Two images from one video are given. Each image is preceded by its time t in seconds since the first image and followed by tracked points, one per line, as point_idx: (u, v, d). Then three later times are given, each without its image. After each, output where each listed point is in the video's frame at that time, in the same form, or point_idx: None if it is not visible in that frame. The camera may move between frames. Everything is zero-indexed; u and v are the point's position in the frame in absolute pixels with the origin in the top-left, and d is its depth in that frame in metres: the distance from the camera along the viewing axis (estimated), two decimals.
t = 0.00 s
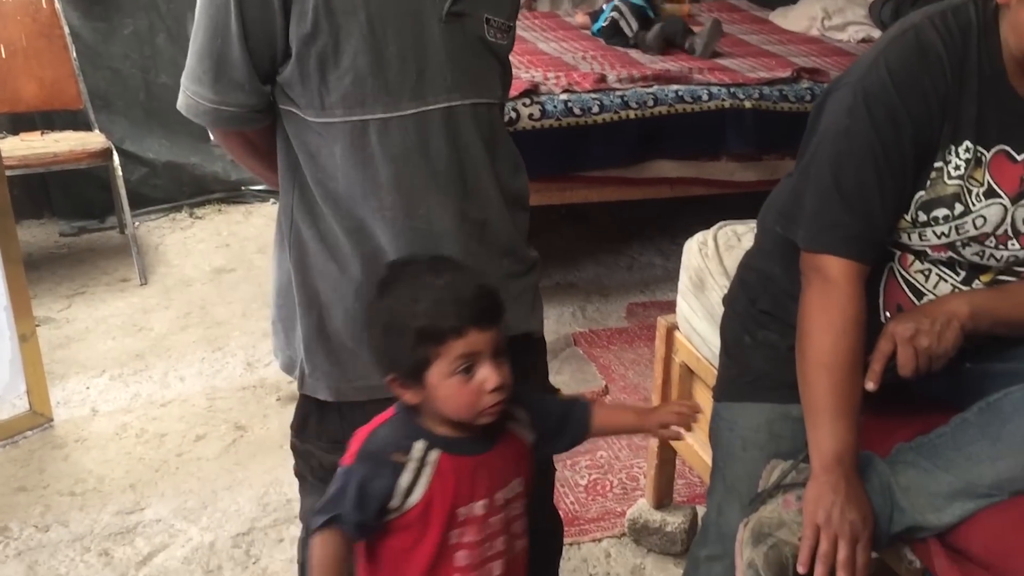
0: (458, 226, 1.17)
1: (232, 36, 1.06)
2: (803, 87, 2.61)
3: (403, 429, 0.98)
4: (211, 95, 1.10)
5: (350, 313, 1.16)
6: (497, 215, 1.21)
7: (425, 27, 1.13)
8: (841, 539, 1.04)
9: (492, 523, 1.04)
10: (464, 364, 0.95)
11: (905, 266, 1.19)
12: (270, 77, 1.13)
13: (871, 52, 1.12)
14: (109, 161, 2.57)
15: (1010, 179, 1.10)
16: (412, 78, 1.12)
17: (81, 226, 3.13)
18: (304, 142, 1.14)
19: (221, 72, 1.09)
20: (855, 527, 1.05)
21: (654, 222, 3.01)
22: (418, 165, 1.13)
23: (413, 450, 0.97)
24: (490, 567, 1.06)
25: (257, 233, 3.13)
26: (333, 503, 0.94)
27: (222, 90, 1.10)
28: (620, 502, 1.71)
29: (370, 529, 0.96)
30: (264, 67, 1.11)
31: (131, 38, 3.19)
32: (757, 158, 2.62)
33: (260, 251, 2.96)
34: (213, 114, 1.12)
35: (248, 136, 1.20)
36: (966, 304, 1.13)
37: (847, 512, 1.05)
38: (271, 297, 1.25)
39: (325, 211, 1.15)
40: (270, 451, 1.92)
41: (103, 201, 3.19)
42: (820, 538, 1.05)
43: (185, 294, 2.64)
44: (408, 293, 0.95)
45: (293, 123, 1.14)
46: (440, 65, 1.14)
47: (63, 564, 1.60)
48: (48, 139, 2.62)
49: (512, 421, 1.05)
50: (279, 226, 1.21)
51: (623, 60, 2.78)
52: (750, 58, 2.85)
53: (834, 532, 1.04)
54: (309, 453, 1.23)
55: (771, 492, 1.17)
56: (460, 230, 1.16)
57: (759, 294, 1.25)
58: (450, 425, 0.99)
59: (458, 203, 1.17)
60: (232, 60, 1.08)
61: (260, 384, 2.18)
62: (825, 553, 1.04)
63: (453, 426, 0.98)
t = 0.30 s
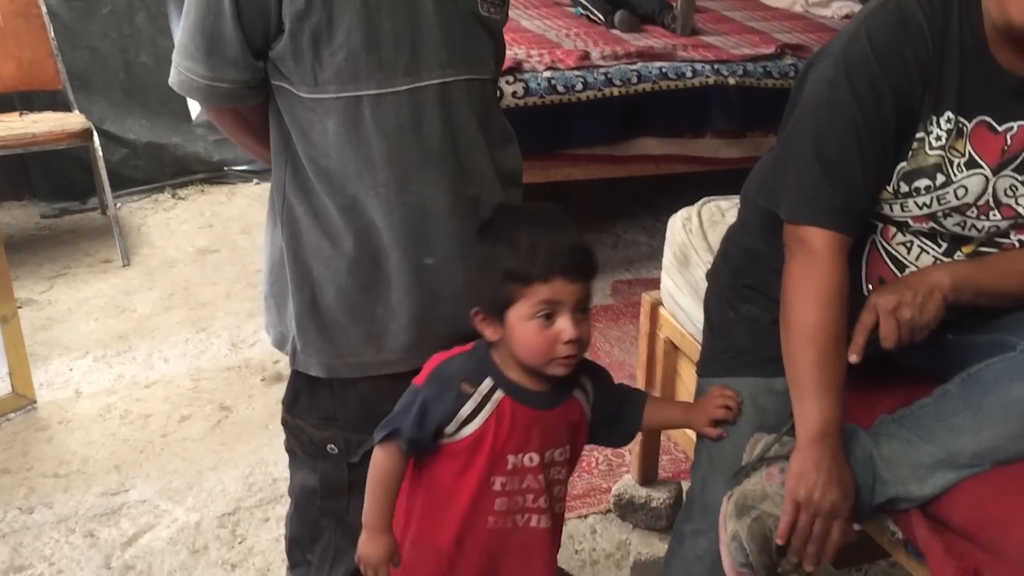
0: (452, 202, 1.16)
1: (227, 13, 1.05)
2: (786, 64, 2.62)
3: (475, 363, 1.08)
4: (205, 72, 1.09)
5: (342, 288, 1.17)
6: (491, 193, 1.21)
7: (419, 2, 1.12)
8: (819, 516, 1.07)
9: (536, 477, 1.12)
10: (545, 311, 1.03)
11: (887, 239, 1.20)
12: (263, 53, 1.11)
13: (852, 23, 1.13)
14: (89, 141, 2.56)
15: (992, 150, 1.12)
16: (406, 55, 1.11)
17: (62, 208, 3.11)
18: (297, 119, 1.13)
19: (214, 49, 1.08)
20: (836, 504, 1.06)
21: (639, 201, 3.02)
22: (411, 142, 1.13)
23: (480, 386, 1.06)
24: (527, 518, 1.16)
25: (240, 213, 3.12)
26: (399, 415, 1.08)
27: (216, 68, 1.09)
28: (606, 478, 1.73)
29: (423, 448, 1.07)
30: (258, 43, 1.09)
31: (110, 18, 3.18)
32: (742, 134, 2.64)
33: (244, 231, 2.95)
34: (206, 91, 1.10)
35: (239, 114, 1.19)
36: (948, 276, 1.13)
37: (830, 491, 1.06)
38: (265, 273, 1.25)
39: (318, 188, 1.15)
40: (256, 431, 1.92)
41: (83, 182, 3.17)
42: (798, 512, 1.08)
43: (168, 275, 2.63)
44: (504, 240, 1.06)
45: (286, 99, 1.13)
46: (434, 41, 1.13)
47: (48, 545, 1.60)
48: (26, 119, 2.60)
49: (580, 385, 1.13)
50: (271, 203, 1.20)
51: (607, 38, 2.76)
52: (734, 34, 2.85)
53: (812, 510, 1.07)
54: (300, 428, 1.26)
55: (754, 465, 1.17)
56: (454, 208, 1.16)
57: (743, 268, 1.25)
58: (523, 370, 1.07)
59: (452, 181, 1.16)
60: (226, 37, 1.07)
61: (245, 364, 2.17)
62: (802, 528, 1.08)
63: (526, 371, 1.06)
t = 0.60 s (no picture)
0: (434, 179, 1.16)
1: None
2: (774, 40, 2.62)
3: (491, 333, 1.10)
4: (186, 42, 1.09)
5: (323, 263, 1.17)
6: (476, 171, 1.20)
7: None
8: (805, 490, 1.07)
9: (542, 451, 1.14)
10: (567, 325, 1.03)
11: (874, 213, 1.20)
12: (245, 24, 1.11)
13: None
14: (72, 121, 2.53)
15: (978, 122, 1.12)
16: (385, 29, 1.11)
17: (46, 189, 3.09)
18: (278, 91, 1.14)
19: (195, 19, 1.08)
20: (822, 478, 1.07)
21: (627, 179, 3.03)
22: (390, 117, 1.13)
23: (492, 356, 1.09)
24: (532, 493, 1.17)
25: (226, 193, 3.11)
26: (412, 377, 1.09)
27: (197, 38, 1.09)
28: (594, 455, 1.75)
29: (432, 412, 1.09)
30: (240, 13, 1.09)
31: None
32: (730, 111, 2.65)
33: (230, 212, 2.94)
34: (187, 61, 1.10)
35: (228, 87, 1.19)
36: (936, 249, 1.13)
37: (815, 466, 1.06)
38: (253, 246, 1.26)
39: (300, 161, 1.15)
40: (244, 411, 1.92)
41: (66, 162, 3.14)
42: (784, 486, 1.08)
43: (154, 256, 2.61)
44: (555, 238, 1.03)
45: (269, 71, 1.14)
46: (415, 15, 1.12)
47: (36, 528, 1.59)
48: (7, 100, 2.57)
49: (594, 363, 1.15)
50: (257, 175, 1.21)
51: (593, 15, 2.74)
52: (721, 10, 2.84)
53: (799, 483, 1.07)
54: (283, 403, 1.27)
55: (742, 439, 1.17)
56: (434, 185, 1.16)
57: (730, 244, 1.25)
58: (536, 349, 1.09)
59: (432, 158, 1.16)
60: (207, 7, 1.07)
61: (232, 345, 2.17)
62: (790, 501, 1.08)
63: (537, 356, 1.09)
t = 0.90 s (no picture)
0: (413, 159, 1.16)
1: None
2: (761, 19, 2.63)
3: (496, 320, 1.09)
4: (164, 17, 1.08)
5: (303, 244, 1.17)
6: (458, 151, 1.20)
7: None
8: (795, 468, 1.07)
9: (538, 438, 1.14)
10: (565, 342, 1.03)
11: (861, 191, 1.20)
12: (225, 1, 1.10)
13: None
14: (56, 104, 2.52)
15: (966, 99, 1.12)
16: (363, 8, 1.10)
17: (31, 172, 3.07)
18: (258, 68, 1.13)
19: None
20: (811, 456, 1.07)
21: (616, 160, 3.03)
22: (368, 96, 1.12)
23: (495, 345, 1.09)
24: (522, 477, 1.17)
25: (212, 176, 3.09)
26: (415, 351, 1.11)
27: (176, 15, 1.08)
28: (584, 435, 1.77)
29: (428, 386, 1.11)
30: None
31: None
32: (717, 91, 2.65)
33: (217, 195, 2.92)
34: (165, 37, 1.09)
35: (211, 65, 1.18)
36: (923, 226, 1.14)
37: (804, 443, 1.07)
38: (235, 225, 1.25)
39: (279, 139, 1.15)
40: (233, 395, 1.91)
41: (51, 146, 3.12)
42: (773, 464, 1.09)
43: (140, 240, 2.60)
44: (573, 257, 1.00)
45: (249, 49, 1.13)
46: None
47: (25, 513, 1.59)
48: None
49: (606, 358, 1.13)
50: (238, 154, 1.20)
51: None
52: None
53: (788, 461, 1.08)
54: (265, 381, 1.27)
55: (731, 418, 1.18)
56: (414, 166, 1.16)
57: (717, 223, 1.25)
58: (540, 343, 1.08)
59: (411, 138, 1.16)
60: None
61: (220, 329, 2.16)
62: (777, 480, 1.08)
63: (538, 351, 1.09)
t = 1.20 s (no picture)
0: (399, 146, 1.15)
1: None
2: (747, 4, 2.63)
3: (450, 306, 1.08)
4: (145, 3, 1.07)
5: (287, 231, 1.17)
6: (444, 137, 1.19)
7: None
8: (782, 450, 1.08)
9: (504, 416, 1.15)
10: (509, 332, 1.02)
11: (846, 173, 1.21)
12: None
13: None
14: (37, 92, 2.50)
15: (948, 81, 1.12)
16: None
17: (13, 161, 3.05)
18: (242, 55, 1.12)
19: None
20: (796, 438, 1.08)
21: (602, 146, 3.03)
22: (351, 82, 1.12)
23: (451, 330, 1.08)
24: (491, 458, 1.18)
25: (196, 164, 3.08)
26: (380, 341, 1.12)
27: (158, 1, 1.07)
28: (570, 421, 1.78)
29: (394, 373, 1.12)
30: None
31: None
32: (703, 77, 2.64)
33: (201, 183, 2.91)
34: (148, 24, 1.08)
35: (195, 52, 1.17)
36: (906, 209, 1.14)
37: (789, 424, 1.08)
38: (220, 213, 1.25)
39: (264, 126, 1.14)
40: (219, 383, 1.90)
41: (33, 135, 3.10)
42: (760, 447, 1.09)
43: (124, 228, 2.59)
44: (515, 246, 0.97)
45: (233, 36, 1.13)
46: None
47: (11, 503, 1.58)
48: None
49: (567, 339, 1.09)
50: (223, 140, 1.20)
51: None
52: None
53: (775, 442, 1.08)
54: (251, 369, 1.27)
55: (716, 402, 1.18)
56: (400, 152, 1.16)
57: (703, 208, 1.26)
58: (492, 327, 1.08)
59: (397, 124, 1.15)
60: None
61: (206, 317, 2.15)
62: (764, 463, 1.09)
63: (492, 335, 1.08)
